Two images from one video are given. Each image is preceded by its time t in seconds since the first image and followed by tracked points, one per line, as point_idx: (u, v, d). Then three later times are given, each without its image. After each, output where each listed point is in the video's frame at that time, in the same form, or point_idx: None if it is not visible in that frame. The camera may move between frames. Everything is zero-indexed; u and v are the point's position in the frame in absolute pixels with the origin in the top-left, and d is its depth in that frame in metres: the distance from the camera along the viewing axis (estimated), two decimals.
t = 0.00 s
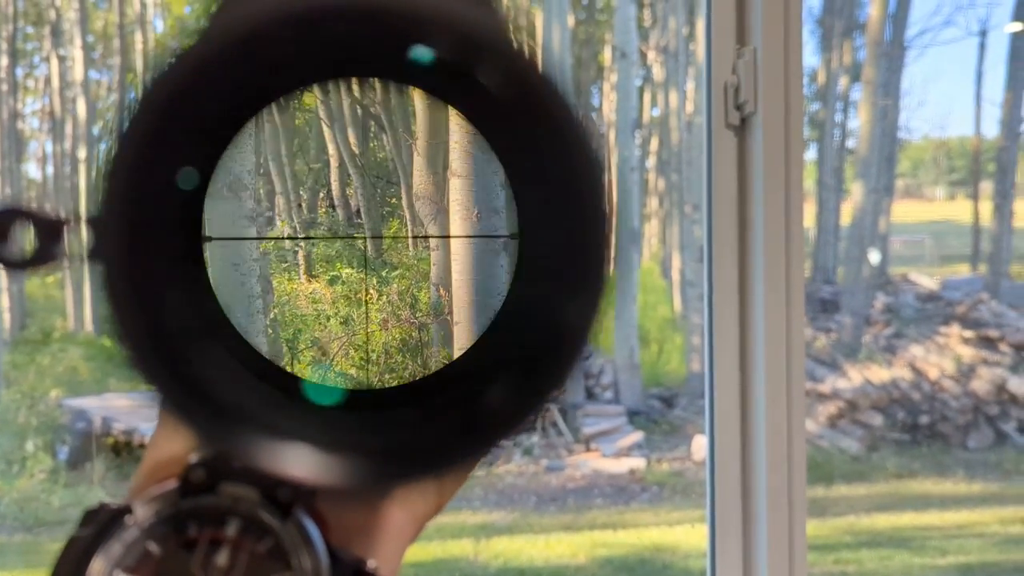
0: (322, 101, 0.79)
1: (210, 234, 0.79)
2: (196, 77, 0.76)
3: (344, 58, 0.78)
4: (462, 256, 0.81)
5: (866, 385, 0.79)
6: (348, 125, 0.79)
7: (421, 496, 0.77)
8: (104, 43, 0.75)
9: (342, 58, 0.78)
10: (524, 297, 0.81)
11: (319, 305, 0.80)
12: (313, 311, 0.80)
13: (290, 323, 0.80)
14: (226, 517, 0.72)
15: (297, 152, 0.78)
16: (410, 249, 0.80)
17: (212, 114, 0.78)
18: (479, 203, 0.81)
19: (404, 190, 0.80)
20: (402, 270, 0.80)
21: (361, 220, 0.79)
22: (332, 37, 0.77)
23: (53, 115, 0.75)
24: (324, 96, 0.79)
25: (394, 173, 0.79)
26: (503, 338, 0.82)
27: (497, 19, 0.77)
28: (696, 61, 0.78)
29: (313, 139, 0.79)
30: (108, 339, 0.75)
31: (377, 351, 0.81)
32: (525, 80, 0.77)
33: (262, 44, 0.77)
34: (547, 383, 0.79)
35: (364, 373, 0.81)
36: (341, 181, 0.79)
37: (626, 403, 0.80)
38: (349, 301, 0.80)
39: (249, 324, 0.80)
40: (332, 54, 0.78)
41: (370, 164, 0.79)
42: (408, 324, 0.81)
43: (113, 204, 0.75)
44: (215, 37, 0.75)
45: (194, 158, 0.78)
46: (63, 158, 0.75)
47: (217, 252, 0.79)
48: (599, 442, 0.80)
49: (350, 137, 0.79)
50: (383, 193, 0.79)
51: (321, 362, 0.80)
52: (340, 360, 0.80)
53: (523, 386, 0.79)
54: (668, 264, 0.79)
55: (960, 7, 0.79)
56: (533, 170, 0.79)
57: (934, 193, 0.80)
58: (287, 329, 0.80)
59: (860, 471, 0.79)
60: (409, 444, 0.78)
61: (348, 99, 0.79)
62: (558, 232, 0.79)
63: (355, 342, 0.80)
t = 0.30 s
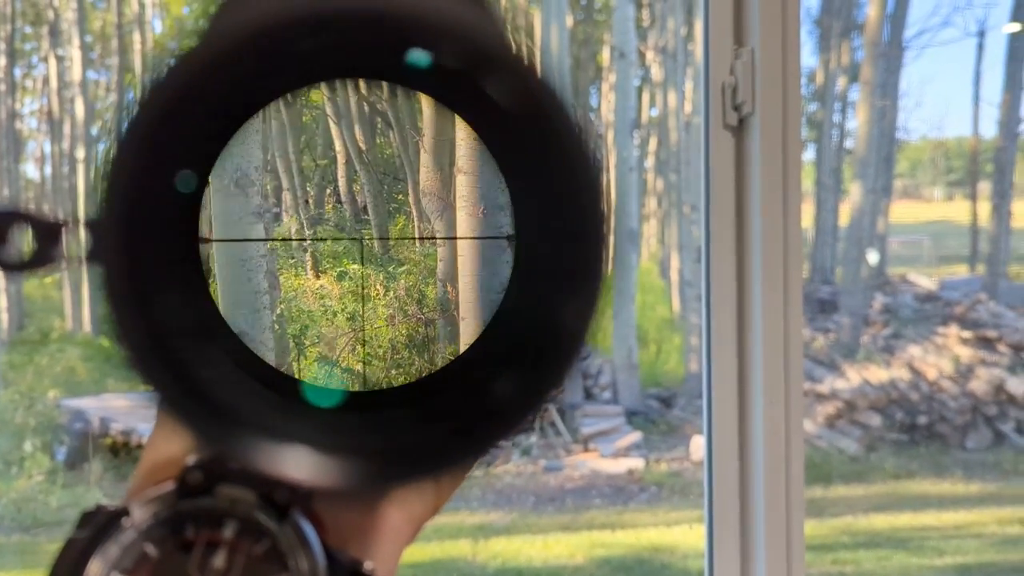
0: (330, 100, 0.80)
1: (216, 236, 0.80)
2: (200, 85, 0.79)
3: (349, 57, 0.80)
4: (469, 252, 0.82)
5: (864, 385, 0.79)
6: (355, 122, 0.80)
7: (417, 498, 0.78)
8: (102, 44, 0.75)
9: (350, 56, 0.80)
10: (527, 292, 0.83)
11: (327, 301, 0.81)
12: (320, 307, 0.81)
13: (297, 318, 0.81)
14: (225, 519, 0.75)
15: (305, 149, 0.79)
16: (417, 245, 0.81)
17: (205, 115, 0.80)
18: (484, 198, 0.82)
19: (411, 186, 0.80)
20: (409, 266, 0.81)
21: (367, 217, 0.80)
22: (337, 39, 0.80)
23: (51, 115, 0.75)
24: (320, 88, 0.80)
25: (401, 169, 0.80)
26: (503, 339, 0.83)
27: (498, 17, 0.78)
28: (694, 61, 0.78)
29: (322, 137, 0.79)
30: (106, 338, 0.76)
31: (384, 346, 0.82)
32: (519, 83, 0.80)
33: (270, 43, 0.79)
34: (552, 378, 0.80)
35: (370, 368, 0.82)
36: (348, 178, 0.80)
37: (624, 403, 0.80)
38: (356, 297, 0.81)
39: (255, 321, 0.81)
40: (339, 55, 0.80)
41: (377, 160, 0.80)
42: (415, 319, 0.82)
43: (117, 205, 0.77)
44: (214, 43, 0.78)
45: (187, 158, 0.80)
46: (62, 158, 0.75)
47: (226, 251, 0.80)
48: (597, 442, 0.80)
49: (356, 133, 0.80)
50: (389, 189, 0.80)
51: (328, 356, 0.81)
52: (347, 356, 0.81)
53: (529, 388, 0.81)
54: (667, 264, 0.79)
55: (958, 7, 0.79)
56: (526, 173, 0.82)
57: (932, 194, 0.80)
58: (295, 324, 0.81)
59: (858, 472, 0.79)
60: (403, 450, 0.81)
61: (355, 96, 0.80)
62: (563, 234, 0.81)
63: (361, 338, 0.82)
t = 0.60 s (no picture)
0: (321, 98, 0.78)
1: (206, 231, 0.77)
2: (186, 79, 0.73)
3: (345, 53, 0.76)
4: (457, 252, 0.80)
5: (863, 385, 0.79)
6: (347, 117, 0.78)
7: (418, 498, 0.75)
8: (102, 44, 0.75)
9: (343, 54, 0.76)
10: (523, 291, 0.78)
11: (316, 297, 0.79)
12: (310, 304, 0.79)
13: (286, 316, 0.78)
14: (223, 519, 0.71)
15: (294, 145, 0.78)
16: (408, 242, 0.79)
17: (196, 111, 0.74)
18: (477, 195, 0.79)
19: (402, 183, 0.79)
20: (399, 263, 0.79)
21: (358, 214, 0.79)
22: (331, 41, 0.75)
23: (50, 115, 0.76)
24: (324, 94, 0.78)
25: (393, 167, 0.79)
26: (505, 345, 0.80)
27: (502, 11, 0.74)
28: (693, 61, 0.79)
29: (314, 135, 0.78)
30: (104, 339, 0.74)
31: (375, 344, 0.79)
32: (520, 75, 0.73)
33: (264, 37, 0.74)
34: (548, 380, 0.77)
35: (361, 367, 0.79)
36: (338, 174, 0.78)
37: (623, 403, 0.80)
38: (346, 293, 0.79)
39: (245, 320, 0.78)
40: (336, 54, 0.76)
41: (368, 158, 0.78)
42: (405, 317, 0.79)
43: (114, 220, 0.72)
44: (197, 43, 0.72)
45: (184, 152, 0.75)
46: (60, 158, 0.75)
47: (214, 247, 0.78)
48: (596, 442, 0.80)
49: (345, 128, 0.78)
50: (380, 185, 0.79)
51: (318, 355, 0.79)
52: (337, 354, 0.79)
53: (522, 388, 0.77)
54: (666, 265, 0.79)
55: (957, 8, 0.79)
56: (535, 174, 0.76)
57: (931, 193, 0.80)
58: (283, 322, 0.78)
59: (857, 472, 0.79)
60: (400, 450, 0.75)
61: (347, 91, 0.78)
62: (552, 222, 0.76)
63: (351, 336, 0.79)
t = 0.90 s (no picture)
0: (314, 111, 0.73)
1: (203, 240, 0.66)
2: (185, 77, 0.53)
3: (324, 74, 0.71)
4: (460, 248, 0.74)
5: (858, 386, 0.79)
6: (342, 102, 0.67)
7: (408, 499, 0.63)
8: (98, 45, 0.76)
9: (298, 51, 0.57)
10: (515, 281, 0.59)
11: (312, 276, 0.70)
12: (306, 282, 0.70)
13: (280, 296, 0.69)
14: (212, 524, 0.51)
15: (290, 125, 0.68)
16: (402, 221, 0.69)
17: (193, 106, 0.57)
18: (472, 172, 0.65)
19: (399, 161, 0.72)
20: (394, 241, 0.69)
21: (354, 189, 0.73)
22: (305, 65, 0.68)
23: (47, 117, 0.76)
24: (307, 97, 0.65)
25: (388, 146, 0.72)
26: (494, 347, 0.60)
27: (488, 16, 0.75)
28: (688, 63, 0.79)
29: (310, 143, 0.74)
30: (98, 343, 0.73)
31: (370, 323, 0.66)
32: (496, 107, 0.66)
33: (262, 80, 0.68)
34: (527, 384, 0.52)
35: (357, 345, 0.65)
36: (335, 152, 0.72)
37: (620, 403, 0.80)
38: (342, 270, 0.69)
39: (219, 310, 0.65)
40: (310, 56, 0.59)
41: (364, 140, 0.72)
42: (401, 294, 0.65)
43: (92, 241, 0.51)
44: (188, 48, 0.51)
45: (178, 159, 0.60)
46: (56, 158, 0.76)
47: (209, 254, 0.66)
48: (593, 442, 0.81)
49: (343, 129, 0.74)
50: (377, 163, 0.73)
51: (313, 334, 0.67)
52: (332, 334, 0.66)
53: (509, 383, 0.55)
54: (662, 265, 0.79)
55: (952, 9, 0.79)
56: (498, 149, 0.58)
57: (925, 194, 0.79)
58: (277, 302, 0.69)
59: (852, 472, 0.79)
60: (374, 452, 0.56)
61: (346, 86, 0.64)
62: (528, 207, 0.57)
63: (347, 313, 0.67)
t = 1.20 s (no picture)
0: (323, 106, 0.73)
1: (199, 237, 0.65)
2: (179, 72, 0.54)
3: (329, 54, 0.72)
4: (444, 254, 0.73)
5: (852, 386, 0.79)
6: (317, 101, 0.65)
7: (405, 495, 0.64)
8: (91, 45, 0.76)
9: (299, 45, 0.58)
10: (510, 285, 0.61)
11: (285, 275, 0.68)
12: (279, 280, 0.68)
13: (253, 294, 0.67)
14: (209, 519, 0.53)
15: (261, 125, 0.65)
16: (378, 220, 0.69)
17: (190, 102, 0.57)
18: (448, 170, 0.67)
19: (373, 159, 0.70)
20: (371, 240, 0.68)
21: (328, 188, 0.70)
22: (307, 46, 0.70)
23: (41, 116, 0.77)
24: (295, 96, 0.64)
25: (363, 144, 0.69)
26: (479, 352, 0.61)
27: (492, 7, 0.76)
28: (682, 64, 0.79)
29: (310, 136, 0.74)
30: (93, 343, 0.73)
31: (343, 321, 0.66)
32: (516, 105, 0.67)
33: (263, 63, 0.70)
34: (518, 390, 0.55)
35: (330, 345, 0.65)
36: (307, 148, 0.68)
37: (614, 403, 0.81)
38: (316, 269, 0.68)
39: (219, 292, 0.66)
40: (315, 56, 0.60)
41: (337, 132, 0.68)
42: (375, 293, 0.66)
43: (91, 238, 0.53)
44: (184, 38, 0.52)
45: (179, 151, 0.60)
46: (50, 158, 0.76)
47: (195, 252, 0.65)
48: (587, 442, 0.81)
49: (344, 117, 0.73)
50: (350, 161, 0.70)
51: (287, 334, 0.66)
52: (306, 333, 0.66)
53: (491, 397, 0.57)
54: (657, 266, 0.79)
55: (945, 10, 0.79)
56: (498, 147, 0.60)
57: (919, 194, 0.79)
58: (250, 300, 0.67)
59: (846, 472, 0.79)
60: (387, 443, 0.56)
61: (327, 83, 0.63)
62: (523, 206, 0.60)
63: (320, 312, 0.66)
